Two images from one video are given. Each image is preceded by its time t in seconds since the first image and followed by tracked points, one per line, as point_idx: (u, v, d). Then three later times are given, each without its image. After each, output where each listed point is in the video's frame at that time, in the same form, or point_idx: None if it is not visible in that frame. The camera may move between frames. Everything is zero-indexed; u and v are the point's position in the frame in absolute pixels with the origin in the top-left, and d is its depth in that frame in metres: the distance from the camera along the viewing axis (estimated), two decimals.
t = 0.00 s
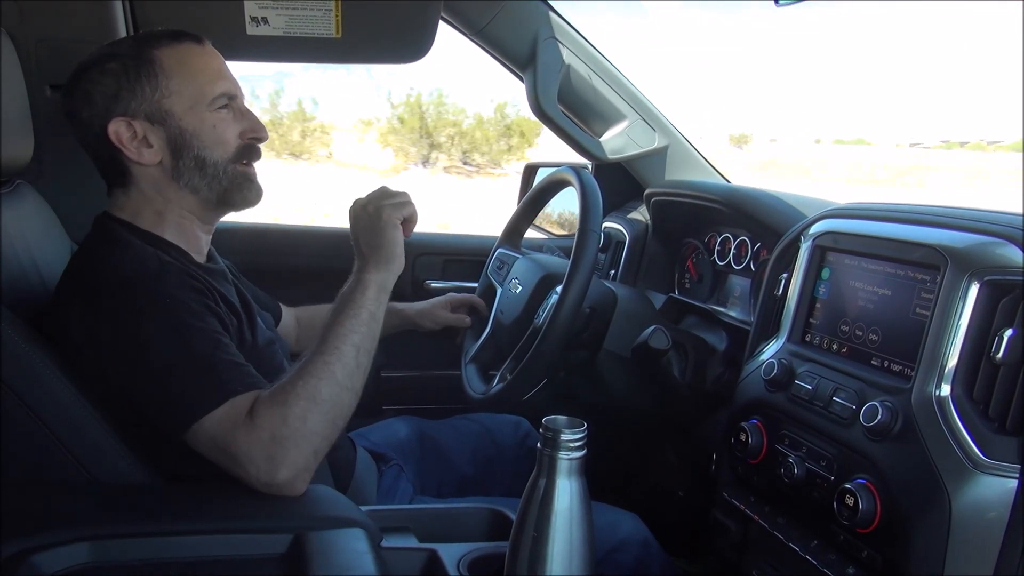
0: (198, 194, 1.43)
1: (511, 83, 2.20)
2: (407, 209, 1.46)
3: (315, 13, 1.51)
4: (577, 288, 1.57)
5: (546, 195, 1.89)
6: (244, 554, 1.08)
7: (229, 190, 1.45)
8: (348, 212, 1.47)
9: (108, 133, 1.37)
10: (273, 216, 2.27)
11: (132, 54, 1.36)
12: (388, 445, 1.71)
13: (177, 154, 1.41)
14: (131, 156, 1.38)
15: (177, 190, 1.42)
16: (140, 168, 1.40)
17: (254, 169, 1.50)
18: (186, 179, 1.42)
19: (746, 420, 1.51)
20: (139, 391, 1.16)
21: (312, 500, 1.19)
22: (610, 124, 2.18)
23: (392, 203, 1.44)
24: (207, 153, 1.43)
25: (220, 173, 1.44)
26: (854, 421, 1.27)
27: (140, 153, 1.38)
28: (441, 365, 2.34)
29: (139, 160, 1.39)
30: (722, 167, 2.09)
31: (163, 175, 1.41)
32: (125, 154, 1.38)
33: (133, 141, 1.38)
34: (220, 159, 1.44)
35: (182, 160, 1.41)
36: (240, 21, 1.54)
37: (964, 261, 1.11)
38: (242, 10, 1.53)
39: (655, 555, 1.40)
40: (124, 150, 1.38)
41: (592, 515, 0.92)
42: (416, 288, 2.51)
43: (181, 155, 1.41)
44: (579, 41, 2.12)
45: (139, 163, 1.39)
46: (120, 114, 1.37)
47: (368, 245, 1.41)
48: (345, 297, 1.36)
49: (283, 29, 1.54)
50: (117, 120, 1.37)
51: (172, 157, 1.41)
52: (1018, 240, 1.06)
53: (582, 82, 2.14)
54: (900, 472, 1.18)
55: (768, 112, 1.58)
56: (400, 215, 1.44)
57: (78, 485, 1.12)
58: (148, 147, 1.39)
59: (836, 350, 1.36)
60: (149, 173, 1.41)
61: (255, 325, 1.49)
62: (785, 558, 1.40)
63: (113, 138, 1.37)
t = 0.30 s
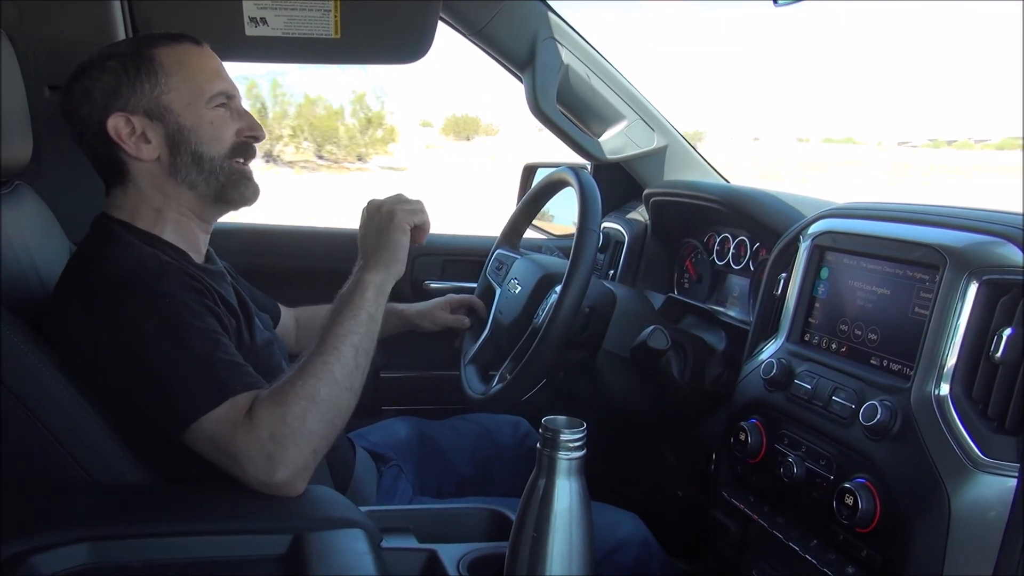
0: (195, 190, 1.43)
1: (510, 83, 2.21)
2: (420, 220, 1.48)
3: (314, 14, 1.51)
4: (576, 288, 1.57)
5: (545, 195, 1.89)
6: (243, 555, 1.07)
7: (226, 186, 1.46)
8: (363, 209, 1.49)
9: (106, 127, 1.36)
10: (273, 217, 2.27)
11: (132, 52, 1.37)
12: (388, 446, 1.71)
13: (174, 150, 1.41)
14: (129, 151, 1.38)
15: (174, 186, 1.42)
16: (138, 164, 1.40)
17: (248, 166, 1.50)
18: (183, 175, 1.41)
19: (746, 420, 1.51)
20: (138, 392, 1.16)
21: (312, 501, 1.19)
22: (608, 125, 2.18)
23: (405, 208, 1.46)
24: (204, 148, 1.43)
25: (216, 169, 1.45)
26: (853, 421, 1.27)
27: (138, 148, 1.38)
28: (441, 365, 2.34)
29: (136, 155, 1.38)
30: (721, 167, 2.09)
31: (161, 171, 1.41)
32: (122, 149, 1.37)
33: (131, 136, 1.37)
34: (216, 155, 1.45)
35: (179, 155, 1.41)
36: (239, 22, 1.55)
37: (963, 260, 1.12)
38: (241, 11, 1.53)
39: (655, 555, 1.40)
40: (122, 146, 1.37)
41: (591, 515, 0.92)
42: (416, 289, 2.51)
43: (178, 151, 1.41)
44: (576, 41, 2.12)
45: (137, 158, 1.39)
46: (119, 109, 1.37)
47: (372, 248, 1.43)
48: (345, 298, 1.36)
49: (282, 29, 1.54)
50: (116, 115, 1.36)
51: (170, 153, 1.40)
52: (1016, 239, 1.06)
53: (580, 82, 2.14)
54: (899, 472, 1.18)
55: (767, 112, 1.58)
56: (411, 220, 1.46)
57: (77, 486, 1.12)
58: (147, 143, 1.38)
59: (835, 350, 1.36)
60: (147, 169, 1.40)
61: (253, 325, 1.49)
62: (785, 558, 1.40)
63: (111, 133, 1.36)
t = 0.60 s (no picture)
0: (193, 189, 1.43)
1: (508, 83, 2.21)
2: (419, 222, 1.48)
3: (313, 14, 1.52)
4: (576, 288, 1.57)
5: (544, 195, 1.89)
6: (244, 555, 1.07)
7: (224, 185, 1.46)
8: (360, 212, 1.49)
9: (104, 128, 1.36)
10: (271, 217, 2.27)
11: (129, 51, 1.37)
12: (388, 446, 1.71)
13: (172, 149, 1.40)
14: (126, 151, 1.38)
15: (172, 185, 1.41)
16: (135, 164, 1.39)
17: (246, 166, 1.50)
18: (181, 174, 1.41)
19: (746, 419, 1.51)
20: (137, 392, 1.16)
21: (312, 501, 1.19)
22: (607, 124, 2.18)
23: (405, 209, 1.46)
24: (201, 148, 1.43)
25: (214, 169, 1.45)
26: (852, 419, 1.27)
27: (135, 148, 1.38)
28: (441, 365, 2.34)
29: (134, 155, 1.38)
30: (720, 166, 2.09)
31: (158, 171, 1.41)
32: (120, 149, 1.37)
33: (129, 137, 1.37)
34: (214, 154, 1.44)
35: (176, 155, 1.41)
36: (237, 22, 1.54)
37: (962, 258, 1.12)
38: (239, 11, 1.53)
39: (654, 554, 1.40)
40: (120, 146, 1.37)
41: (591, 514, 0.92)
42: (415, 289, 2.51)
43: (176, 151, 1.41)
44: (574, 40, 2.12)
45: (135, 158, 1.39)
46: (116, 108, 1.37)
47: (373, 248, 1.43)
48: (345, 298, 1.36)
49: (280, 29, 1.54)
50: (113, 115, 1.36)
51: (167, 153, 1.40)
52: (1015, 238, 1.06)
53: (579, 82, 2.14)
54: (899, 470, 1.18)
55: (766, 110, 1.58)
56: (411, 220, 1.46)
57: (77, 486, 1.12)
58: (144, 143, 1.38)
59: (835, 349, 1.36)
60: (144, 169, 1.40)
61: (253, 325, 1.49)
62: (785, 557, 1.40)
63: (109, 133, 1.36)
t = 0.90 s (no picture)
0: (190, 191, 1.43)
1: (507, 82, 2.21)
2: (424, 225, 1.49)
3: (311, 13, 1.52)
4: (575, 287, 1.58)
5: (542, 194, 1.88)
6: (242, 554, 1.07)
7: (222, 188, 1.46)
8: (365, 213, 1.49)
9: (101, 129, 1.36)
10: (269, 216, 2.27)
11: (124, 51, 1.37)
12: (386, 445, 1.72)
13: (169, 150, 1.40)
14: (124, 152, 1.37)
15: (170, 187, 1.41)
16: (134, 166, 1.39)
17: (243, 166, 1.50)
18: (179, 176, 1.41)
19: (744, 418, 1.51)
20: (136, 391, 1.16)
21: (310, 500, 1.19)
22: (605, 124, 2.18)
23: (409, 210, 1.47)
24: (199, 149, 1.43)
25: (211, 171, 1.45)
26: (850, 419, 1.27)
27: (132, 149, 1.38)
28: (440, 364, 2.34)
29: (132, 157, 1.38)
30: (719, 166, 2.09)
31: (156, 173, 1.41)
32: (117, 151, 1.37)
33: (127, 138, 1.37)
34: (212, 155, 1.45)
35: (174, 156, 1.41)
36: (235, 20, 1.54)
37: (959, 259, 1.12)
38: (237, 10, 1.53)
39: (653, 553, 1.40)
40: (118, 148, 1.37)
41: (589, 513, 0.92)
42: (414, 287, 2.51)
43: (173, 152, 1.41)
44: (573, 39, 2.12)
45: (132, 160, 1.38)
46: (113, 110, 1.36)
47: (375, 249, 1.43)
48: (345, 298, 1.36)
49: (278, 28, 1.54)
50: (110, 117, 1.36)
51: (165, 154, 1.40)
52: (1013, 238, 1.06)
53: (577, 81, 2.13)
54: (896, 470, 1.18)
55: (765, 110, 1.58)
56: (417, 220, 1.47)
57: (76, 485, 1.12)
58: (142, 144, 1.38)
59: (833, 349, 1.36)
60: (143, 170, 1.40)
61: (253, 322, 1.49)
62: (783, 556, 1.40)
63: (106, 134, 1.36)
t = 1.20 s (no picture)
0: (191, 192, 1.43)
1: (506, 81, 2.21)
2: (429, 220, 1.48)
3: (309, 11, 1.51)
4: (574, 285, 1.58)
5: (541, 193, 1.88)
6: (241, 553, 1.07)
7: (224, 191, 1.46)
8: (368, 212, 1.49)
9: (104, 127, 1.36)
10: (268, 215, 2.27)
11: (131, 49, 1.36)
12: (385, 444, 1.72)
13: (172, 151, 1.40)
14: (125, 151, 1.37)
15: (171, 188, 1.41)
16: (135, 165, 1.39)
17: (245, 170, 1.50)
18: (180, 178, 1.41)
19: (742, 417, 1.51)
20: (137, 388, 1.17)
21: (308, 498, 1.19)
22: (604, 123, 2.18)
23: (412, 211, 1.46)
24: (202, 152, 1.43)
25: (213, 173, 1.45)
26: (849, 418, 1.27)
27: (135, 148, 1.38)
28: (439, 363, 2.35)
29: (134, 156, 1.38)
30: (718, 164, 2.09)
31: (157, 172, 1.40)
32: (120, 149, 1.37)
33: (129, 136, 1.37)
34: (214, 159, 1.45)
35: (176, 157, 1.41)
36: (234, 19, 1.55)
37: (959, 257, 1.12)
38: (235, 9, 1.54)
39: (651, 551, 1.41)
40: (121, 146, 1.37)
41: (588, 512, 0.92)
42: (413, 286, 2.51)
43: (176, 153, 1.41)
44: (571, 37, 2.12)
45: (134, 159, 1.38)
46: (117, 108, 1.36)
47: (377, 249, 1.43)
48: (346, 297, 1.36)
49: (277, 27, 1.54)
50: (113, 115, 1.36)
51: (167, 155, 1.40)
52: (1013, 237, 1.06)
53: (577, 80, 2.13)
54: (894, 468, 1.18)
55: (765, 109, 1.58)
56: (420, 222, 1.46)
57: (75, 484, 1.12)
58: (144, 144, 1.38)
59: (832, 347, 1.37)
60: (144, 170, 1.40)
61: (253, 319, 1.49)
62: (781, 554, 1.41)
63: (109, 132, 1.36)
